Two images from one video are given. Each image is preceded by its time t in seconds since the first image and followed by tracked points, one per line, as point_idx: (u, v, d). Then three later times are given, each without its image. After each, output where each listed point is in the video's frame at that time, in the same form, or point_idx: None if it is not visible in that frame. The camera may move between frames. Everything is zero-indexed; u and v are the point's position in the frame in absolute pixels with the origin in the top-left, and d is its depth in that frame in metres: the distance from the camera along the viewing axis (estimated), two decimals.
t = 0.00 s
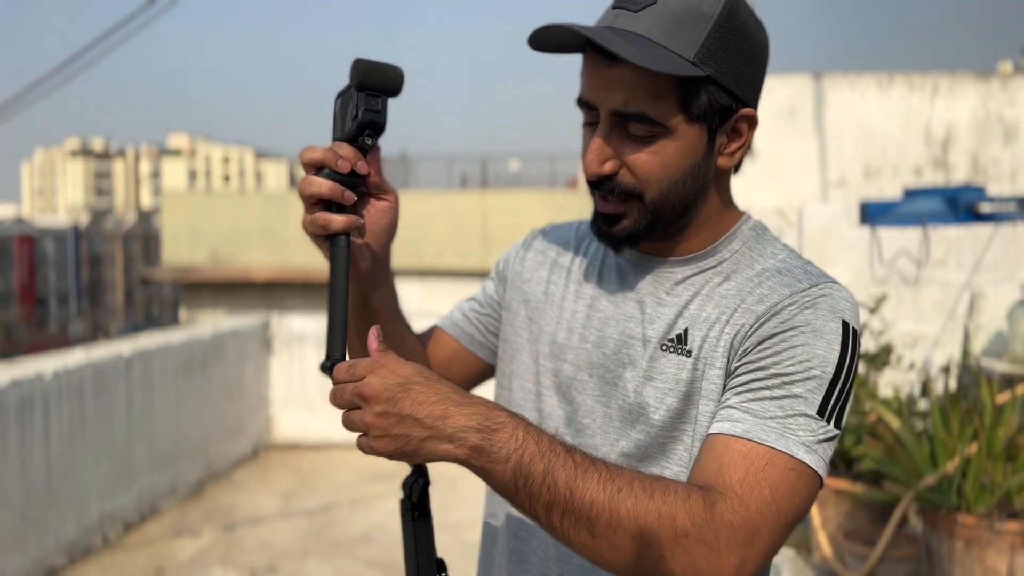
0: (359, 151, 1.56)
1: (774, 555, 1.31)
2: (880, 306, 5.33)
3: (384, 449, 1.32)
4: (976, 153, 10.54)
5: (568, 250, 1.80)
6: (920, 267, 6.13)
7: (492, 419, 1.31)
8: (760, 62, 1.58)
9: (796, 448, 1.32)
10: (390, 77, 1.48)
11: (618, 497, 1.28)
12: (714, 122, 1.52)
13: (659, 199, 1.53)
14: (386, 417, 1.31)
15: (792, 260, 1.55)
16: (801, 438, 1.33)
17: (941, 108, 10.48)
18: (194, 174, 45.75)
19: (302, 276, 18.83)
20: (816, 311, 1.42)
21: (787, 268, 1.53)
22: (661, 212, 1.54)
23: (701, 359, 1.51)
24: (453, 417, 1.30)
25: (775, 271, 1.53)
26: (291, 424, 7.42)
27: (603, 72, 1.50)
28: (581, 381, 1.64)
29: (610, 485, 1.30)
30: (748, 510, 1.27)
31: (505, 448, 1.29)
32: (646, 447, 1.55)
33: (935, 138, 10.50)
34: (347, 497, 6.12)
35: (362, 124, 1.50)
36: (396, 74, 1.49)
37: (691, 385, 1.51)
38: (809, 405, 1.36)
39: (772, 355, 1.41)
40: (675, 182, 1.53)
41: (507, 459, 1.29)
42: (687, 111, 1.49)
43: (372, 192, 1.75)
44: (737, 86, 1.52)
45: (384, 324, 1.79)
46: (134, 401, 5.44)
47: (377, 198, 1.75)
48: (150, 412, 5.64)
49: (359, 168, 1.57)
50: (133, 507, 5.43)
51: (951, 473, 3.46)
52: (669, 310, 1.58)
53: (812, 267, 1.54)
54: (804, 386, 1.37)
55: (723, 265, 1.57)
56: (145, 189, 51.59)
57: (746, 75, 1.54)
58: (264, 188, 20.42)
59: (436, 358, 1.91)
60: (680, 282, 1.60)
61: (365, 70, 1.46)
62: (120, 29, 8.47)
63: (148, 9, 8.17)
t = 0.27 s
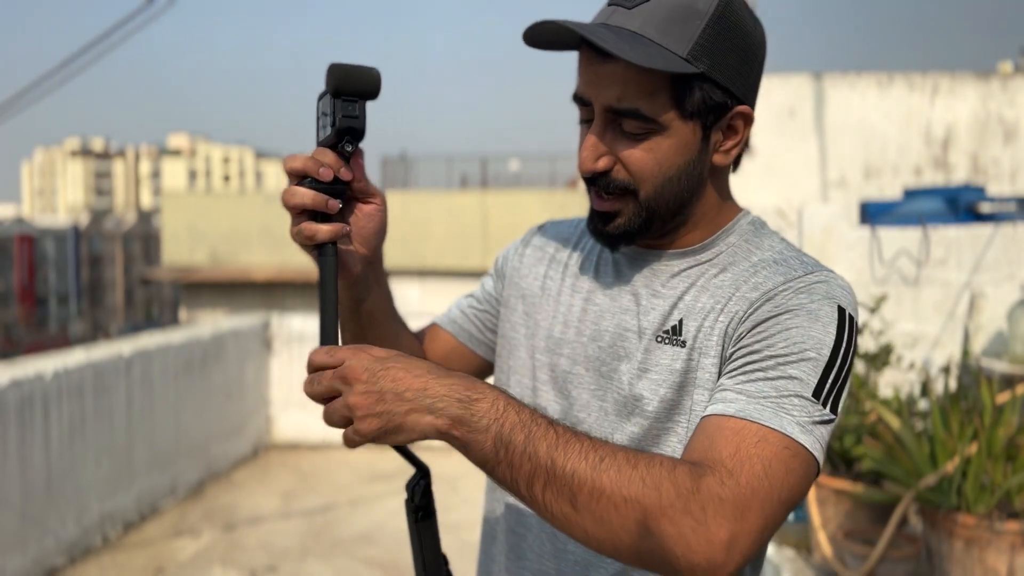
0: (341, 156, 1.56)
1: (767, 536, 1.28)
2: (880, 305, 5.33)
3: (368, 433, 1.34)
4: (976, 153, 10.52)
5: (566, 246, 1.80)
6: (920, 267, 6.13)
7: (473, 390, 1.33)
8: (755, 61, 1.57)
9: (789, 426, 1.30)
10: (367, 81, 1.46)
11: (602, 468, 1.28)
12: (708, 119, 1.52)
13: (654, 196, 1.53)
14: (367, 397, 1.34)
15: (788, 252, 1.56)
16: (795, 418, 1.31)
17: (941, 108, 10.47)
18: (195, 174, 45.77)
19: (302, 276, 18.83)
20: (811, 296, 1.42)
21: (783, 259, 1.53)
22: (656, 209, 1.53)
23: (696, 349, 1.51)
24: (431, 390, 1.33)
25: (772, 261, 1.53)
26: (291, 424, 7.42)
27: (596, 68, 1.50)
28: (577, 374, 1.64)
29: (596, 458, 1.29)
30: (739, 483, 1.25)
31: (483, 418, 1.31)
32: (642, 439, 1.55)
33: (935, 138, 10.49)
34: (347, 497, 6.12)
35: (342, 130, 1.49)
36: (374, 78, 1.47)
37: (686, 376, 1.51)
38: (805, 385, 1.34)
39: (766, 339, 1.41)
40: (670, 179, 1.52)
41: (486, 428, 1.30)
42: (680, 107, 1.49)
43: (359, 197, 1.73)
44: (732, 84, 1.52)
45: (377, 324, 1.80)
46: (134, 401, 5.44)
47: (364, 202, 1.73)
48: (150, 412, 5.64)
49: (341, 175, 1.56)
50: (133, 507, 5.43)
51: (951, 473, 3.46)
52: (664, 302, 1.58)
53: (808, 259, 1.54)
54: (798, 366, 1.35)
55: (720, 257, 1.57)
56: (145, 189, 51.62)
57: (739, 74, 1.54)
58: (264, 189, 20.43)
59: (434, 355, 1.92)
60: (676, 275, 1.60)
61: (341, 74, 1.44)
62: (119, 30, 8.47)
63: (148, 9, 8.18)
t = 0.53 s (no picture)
0: (327, 165, 1.55)
1: (778, 550, 1.28)
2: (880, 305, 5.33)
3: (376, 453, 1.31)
4: (976, 152, 10.51)
5: (562, 249, 1.80)
6: (920, 267, 6.13)
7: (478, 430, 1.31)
8: (748, 57, 1.57)
9: (795, 439, 1.31)
10: (346, 88, 1.46)
11: (609, 496, 1.28)
12: (704, 116, 1.52)
13: (652, 195, 1.53)
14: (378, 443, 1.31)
15: (783, 253, 1.55)
16: (800, 431, 1.31)
17: (941, 108, 10.47)
18: (195, 174, 45.78)
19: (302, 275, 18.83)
20: (807, 301, 1.42)
21: (778, 261, 1.53)
22: (654, 209, 1.54)
23: (691, 353, 1.51)
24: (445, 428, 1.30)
25: (766, 264, 1.53)
26: (291, 424, 7.42)
27: (588, 71, 1.51)
28: (572, 378, 1.64)
29: (600, 484, 1.30)
30: (748, 502, 1.26)
31: (493, 456, 1.30)
32: (637, 443, 1.55)
33: (935, 138, 10.48)
34: (347, 497, 6.12)
35: (324, 139, 1.48)
36: (353, 84, 1.46)
37: (683, 381, 1.51)
38: (808, 397, 1.34)
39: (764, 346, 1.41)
40: (667, 178, 1.53)
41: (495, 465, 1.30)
42: (676, 105, 1.49)
43: (348, 204, 1.75)
44: (725, 81, 1.52)
45: (374, 328, 1.80)
46: (134, 401, 5.44)
47: (354, 208, 1.75)
48: (150, 412, 5.64)
49: (329, 183, 1.57)
50: (133, 507, 5.43)
51: (951, 473, 3.46)
52: (659, 305, 1.58)
53: (804, 260, 1.54)
54: (799, 377, 1.35)
55: (715, 259, 1.57)
56: (145, 189, 51.63)
57: (732, 70, 1.53)
58: (264, 188, 20.43)
59: (431, 359, 1.92)
60: (671, 277, 1.60)
61: (319, 83, 1.44)
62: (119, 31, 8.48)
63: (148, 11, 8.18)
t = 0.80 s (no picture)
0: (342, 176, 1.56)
1: (774, 548, 1.28)
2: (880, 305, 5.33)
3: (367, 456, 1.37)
4: (975, 153, 10.51)
5: (556, 251, 1.80)
6: (920, 267, 6.13)
7: (468, 424, 1.34)
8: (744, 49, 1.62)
9: (787, 436, 1.30)
10: (362, 99, 1.47)
11: (604, 493, 1.29)
12: (730, 98, 1.56)
13: (699, 178, 1.53)
14: (371, 444, 1.36)
15: (778, 253, 1.55)
16: (793, 428, 1.31)
17: (940, 108, 10.47)
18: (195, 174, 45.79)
19: (302, 275, 18.83)
20: (803, 300, 1.42)
21: (772, 261, 1.53)
22: (699, 193, 1.53)
23: (687, 354, 1.51)
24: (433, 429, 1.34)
25: (761, 264, 1.53)
26: (291, 425, 7.41)
27: (631, 55, 1.49)
28: (568, 381, 1.65)
29: (595, 480, 1.30)
30: (741, 499, 1.26)
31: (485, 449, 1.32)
32: (632, 445, 1.55)
33: (934, 138, 10.48)
34: (347, 496, 6.12)
35: (339, 151, 1.50)
36: (368, 96, 1.47)
37: (678, 382, 1.51)
38: (801, 394, 1.34)
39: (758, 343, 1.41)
40: (709, 160, 1.54)
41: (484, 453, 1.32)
42: (718, 84, 1.51)
43: (359, 214, 1.74)
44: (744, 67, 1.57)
45: (380, 337, 1.80)
46: (134, 401, 5.44)
47: (365, 218, 1.74)
48: (150, 412, 5.64)
49: (341, 193, 1.56)
50: (133, 507, 5.43)
51: (951, 474, 3.46)
52: (655, 306, 1.58)
53: (799, 260, 1.54)
54: (793, 374, 1.35)
55: (711, 259, 1.57)
56: (145, 190, 51.67)
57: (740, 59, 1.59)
58: (264, 188, 20.43)
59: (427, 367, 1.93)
60: (667, 278, 1.60)
61: (337, 95, 1.45)
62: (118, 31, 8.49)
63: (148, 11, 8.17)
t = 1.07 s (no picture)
0: (346, 186, 1.56)
1: (779, 542, 1.27)
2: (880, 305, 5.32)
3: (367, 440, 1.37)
4: (975, 153, 10.49)
5: (549, 253, 1.81)
6: (920, 267, 6.13)
7: (473, 417, 1.34)
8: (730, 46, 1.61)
9: (789, 429, 1.30)
10: (366, 109, 1.48)
11: (608, 488, 1.28)
12: (717, 94, 1.55)
13: (688, 178, 1.53)
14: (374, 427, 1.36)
15: (772, 252, 1.55)
16: (794, 422, 1.30)
17: (941, 108, 10.46)
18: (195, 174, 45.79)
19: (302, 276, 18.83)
20: (798, 296, 1.42)
21: (766, 260, 1.53)
22: (688, 192, 1.54)
23: (683, 353, 1.51)
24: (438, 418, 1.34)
25: (754, 263, 1.53)
26: (291, 425, 7.41)
27: (618, 58, 1.48)
28: (565, 383, 1.65)
29: (596, 477, 1.29)
30: (744, 492, 1.25)
31: (494, 441, 1.32)
32: (630, 445, 1.55)
33: (934, 138, 10.47)
34: (347, 497, 6.12)
35: (345, 161, 1.50)
36: (371, 106, 1.49)
37: (675, 381, 1.51)
38: (800, 388, 1.33)
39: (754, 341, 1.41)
40: (698, 158, 1.54)
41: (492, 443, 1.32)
42: (704, 84, 1.50)
43: (364, 223, 1.74)
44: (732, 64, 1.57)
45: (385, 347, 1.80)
46: (134, 400, 5.44)
47: (369, 228, 1.74)
48: (150, 412, 5.64)
49: (347, 205, 1.57)
50: (133, 507, 5.43)
51: (951, 474, 3.45)
52: (651, 307, 1.58)
53: (792, 257, 1.54)
54: (791, 368, 1.35)
55: (705, 258, 1.57)
56: (145, 190, 51.69)
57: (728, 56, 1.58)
58: (264, 188, 20.42)
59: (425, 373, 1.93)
60: (661, 278, 1.60)
61: (340, 106, 1.47)
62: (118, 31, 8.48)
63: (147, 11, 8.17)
